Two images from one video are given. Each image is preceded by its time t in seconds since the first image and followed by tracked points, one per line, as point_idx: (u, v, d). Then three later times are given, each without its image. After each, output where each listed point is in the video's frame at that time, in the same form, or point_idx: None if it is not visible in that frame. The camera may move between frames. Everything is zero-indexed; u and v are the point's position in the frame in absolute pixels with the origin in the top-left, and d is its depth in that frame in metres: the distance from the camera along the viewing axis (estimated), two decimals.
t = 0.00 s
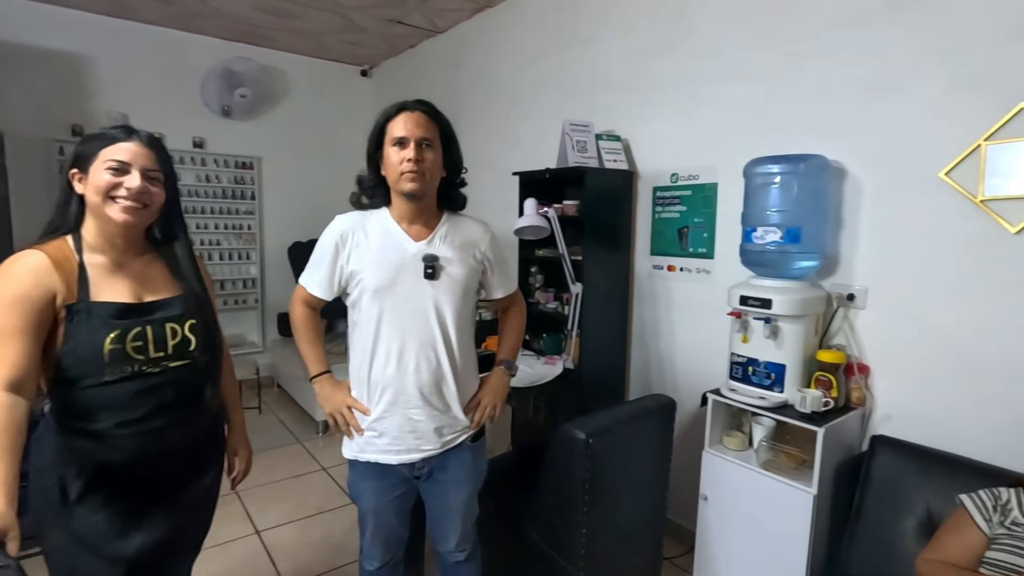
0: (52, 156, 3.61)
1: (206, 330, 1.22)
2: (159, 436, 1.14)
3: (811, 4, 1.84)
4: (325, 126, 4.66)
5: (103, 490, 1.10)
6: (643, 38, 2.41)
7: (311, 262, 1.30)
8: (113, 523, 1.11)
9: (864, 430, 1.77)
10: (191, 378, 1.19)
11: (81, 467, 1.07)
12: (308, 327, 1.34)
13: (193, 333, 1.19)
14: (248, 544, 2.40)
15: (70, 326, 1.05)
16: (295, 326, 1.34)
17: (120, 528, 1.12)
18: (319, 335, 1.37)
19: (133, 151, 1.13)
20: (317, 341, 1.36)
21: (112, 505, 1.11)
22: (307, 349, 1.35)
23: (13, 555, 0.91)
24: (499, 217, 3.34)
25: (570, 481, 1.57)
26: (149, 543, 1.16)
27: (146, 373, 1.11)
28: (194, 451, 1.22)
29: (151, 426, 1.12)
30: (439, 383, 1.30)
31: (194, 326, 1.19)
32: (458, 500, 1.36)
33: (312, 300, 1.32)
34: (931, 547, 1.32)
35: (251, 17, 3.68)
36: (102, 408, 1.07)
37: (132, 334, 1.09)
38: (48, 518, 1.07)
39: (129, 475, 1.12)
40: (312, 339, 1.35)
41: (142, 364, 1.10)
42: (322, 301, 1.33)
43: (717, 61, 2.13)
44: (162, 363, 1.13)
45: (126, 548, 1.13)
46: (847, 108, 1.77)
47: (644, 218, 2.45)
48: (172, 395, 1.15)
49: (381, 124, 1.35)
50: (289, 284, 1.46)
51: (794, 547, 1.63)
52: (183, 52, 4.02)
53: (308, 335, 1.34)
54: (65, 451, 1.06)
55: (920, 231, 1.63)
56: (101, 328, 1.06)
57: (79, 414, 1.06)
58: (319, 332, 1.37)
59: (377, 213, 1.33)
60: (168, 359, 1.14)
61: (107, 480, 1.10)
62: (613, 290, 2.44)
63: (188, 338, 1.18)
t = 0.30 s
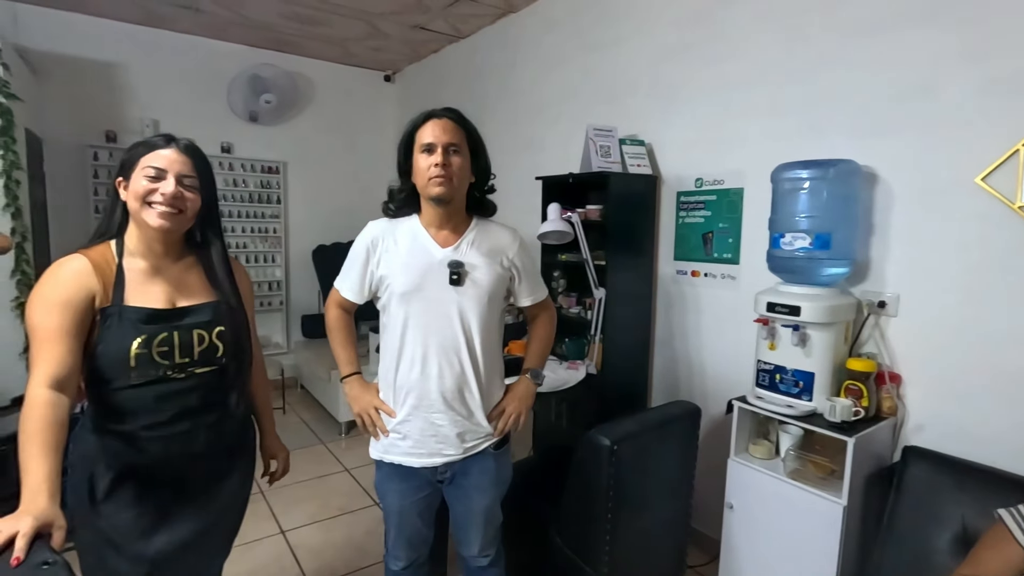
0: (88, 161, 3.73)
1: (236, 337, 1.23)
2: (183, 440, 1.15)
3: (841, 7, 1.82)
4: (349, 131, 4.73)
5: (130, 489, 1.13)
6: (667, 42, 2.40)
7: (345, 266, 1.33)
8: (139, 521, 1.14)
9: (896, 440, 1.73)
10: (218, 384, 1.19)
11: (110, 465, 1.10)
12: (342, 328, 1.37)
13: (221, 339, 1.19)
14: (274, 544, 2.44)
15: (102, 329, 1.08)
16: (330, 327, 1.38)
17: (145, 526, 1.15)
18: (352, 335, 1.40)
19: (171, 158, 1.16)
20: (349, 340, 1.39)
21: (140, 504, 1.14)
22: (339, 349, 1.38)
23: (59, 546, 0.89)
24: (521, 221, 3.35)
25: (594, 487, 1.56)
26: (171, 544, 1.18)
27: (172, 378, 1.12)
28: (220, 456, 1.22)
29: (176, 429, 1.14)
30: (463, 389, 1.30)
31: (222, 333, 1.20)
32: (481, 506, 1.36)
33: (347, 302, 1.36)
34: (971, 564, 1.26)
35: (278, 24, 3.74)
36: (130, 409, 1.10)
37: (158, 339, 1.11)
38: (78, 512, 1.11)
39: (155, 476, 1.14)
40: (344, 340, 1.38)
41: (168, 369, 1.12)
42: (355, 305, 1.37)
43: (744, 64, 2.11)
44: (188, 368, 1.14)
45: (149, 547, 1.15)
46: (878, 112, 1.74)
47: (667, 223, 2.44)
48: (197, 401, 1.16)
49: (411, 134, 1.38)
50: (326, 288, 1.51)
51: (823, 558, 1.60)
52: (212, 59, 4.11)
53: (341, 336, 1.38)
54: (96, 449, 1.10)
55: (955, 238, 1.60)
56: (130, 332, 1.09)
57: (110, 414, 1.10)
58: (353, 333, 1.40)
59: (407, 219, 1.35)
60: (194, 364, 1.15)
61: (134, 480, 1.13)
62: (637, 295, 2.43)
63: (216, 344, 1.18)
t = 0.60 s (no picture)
0: (110, 165, 3.80)
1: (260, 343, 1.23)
2: (205, 443, 1.16)
3: (859, 12, 1.82)
4: (365, 135, 4.78)
5: (155, 490, 1.14)
6: (683, 47, 2.41)
7: (371, 270, 1.37)
8: (163, 522, 1.15)
9: (916, 447, 1.72)
10: (241, 388, 1.20)
11: (136, 465, 1.12)
12: (366, 331, 1.41)
13: (244, 345, 1.20)
14: (293, 544, 2.47)
15: (131, 332, 1.10)
16: (354, 330, 1.42)
17: (168, 527, 1.15)
18: (377, 340, 1.44)
19: (204, 164, 1.19)
20: (374, 344, 1.44)
21: (164, 504, 1.15)
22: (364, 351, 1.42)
23: (95, 540, 0.89)
24: (535, 225, 3.37)
25: (613, 491, 1.58)
26: (192, 546, 1.18)
27: (196, 382, 1.13)
28: (243, 459, 1.23)
29: (200, 432, 1.15)
30: (485, 394, 1.32)
31: (245, 338, 1.21)
32: (502, 509, 1.37)
33: (371, 305, 1.39)
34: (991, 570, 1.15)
35: (297, 30, 3.79)
36: (157, 412, 1.12)
37: (182, 343, 1.12)
38: (107, 509, 1.14)
39: (179, 478, 1.15)
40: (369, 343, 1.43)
41: (191, 373, 1.13)
42: (380, 308, 1.40)
43: (762, 69, 2.11)
44: (211, 372, 1.15)
45: (172, 547, 1.16)
46: (897, 118, 1.74)
47: (683, 227, 2.44)
48: (220, 404, 1.17)
49: (437, 141, 1.41)
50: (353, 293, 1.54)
51: (842, 564, 1.60)
52: (231, 64, 4.18)
53: (365, 338, 1.42)
54: (125, 449, 1.12)
55: (976, 244, 1.59)
56: (155, 336, 1.10)
57: (138, 415, 1.12)
58: (377, 336, 1.45)
59: (433, 225, 1.38)
60: (217, 369, 1.16)
61: (159, 480, 1.14)
62: (653, 300, 2.43)
63: (239, 349, 1.19)
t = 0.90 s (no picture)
0: (132, 171, 3.87)
1: (291, 349, 1.26)
2: (241, 448, 1.19)
3: (882, 20, 1.82)
4: (380, 140, 4.82)
5: (192, 494, 1.17)
6: (701, 54, 2.41)
7: (398, 279, 1.40)
8: (200, 526, 1.18)
9: (940, 457, 1.71)
10: (273, 394, 1.23)
11: (174, 470, 1.15)
12: (392, 339, 1.44)
13: (277, 352, 1.23)
14: (313, 546, 2.51)
15: (168, 340, 1.13)
16: (381, 337, 1.45)
17: (206, 531, 1.19)
18: (402, 348, 1.48)
19: (228, 175, 1.19)
20: (400, 352, 1.47)
21: (201, 508, 1.18)
22: (391, 359, 1.46)
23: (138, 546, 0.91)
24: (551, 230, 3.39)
25: (634, 499, 1.59)
26: (228, 550, 1.21)
27: (231, 388, 1.16)
28: (275, 465, 1.26)
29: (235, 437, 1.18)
30: (511, 403, 1.34)
31: (277, 345, 1.23)
32: (526, 516, 1.40)
33: (397, 314, 1.42)
34: None
35: (316, 37, 3.84)
36: (193, 418, 1.15)
37: (218, 351, 1.14)
38: (144, 515, 1.16)
39: (215, 483, 1.18)
40: (395, 351, 1.46)
41: (227, 380, 1.15)
42: (406, 316, 1.43)
43: (782, 77, 2.11)
44: (245, 379, 1.18)
45: (207, 553, 1.18)
46: (921, 126, 1.73)
47: (701, 234, 2.44)
48: (254, 410, 1.20)
49: (463, 152, 1.43)
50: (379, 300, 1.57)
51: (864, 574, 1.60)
52: (250, 71, 4.24)
53: (391, 346, 1.45)
54: (162, 455, 1.15)
55: (1001, 253, 1.58)
56: (191, 344, 1.13)
57: (175, 422, 1.15)
58: (402, 344, 1.48)
59: (459, 235, 1.40)
60: (251, 375, 1.18)
61: (195, 485, 1.18)
62: (671, 306, 2.44)
63: (272, 356, 1.22)
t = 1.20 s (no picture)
0: (151, 174, 3.94)
1: (316, 351, 1.28)
2: (269, 449, 1.22)
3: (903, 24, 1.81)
4: (395, 143, 4.86)
5: (220, 496, 1.19)
6: (719, 58, 2.41)
7: (420, 284, 1.42)
8: (229, 528, 1.21)
9: (962, 464, 1.70)
10: (299, 396, 1.25)
11: (203, 472, 1.18)
12: (414, 343, 1.47)
13: (302, 354, 1.25)
14: (330, 546, 2.53)
15: (196, 343, 1.14)
16: (403, 341, 1.47)
17: (235, 533, 1.21)
18: (424, 351, 1.49)
19: (255, 181, 1.21)
20: (422, 355, 1.49)
21: (230, 510, 1.21)
22: (412, 363, 1.48)
23: (172, 544, 0.93)
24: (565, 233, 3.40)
25: (654, 502, 1.60)
26: (257, 551, 1.24)
27: (258, 391, 1.18)
28: (301, 466, 1.29)
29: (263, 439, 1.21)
30: (532, 407, 1.35)
31: (303, 348, 1.25)
32: (545, 519, 1.40)
33: (419, 317, 1.44)
34: None
35: (332, 42, 3.88)
36: (221, 420, 1.17)
37: (246, 353, 1.16)
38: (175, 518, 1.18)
39: (243, 484, 1.21)
40: (417, 355, 1.48)
41: (254, 382, 1.18)
42: (427, 320, 1.45)
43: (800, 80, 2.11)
44: (272, 381, 1.20)
45: (237, 554, 1.21)
46: (943, 130, 1.72)
47: (718, 238, 2.44)
48: (281, 412, 1.22)
49: (483, 159, 1.45)
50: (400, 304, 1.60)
51: None
52: (267, 76, 4.29)
53: (413, 350, 1.47)
54: (191, 457, 1.17)
55: None
56: (220, 346, 1.15)
57: (204, 424, 1.17)
58: (423, 347, 1.50)
59: (481, 241, 1.42)
60: (278, 377, 1.21)
61: (224, 487, 1.20)
62: (687, 310, 2.44)
63: (298, 358, 1.24)
